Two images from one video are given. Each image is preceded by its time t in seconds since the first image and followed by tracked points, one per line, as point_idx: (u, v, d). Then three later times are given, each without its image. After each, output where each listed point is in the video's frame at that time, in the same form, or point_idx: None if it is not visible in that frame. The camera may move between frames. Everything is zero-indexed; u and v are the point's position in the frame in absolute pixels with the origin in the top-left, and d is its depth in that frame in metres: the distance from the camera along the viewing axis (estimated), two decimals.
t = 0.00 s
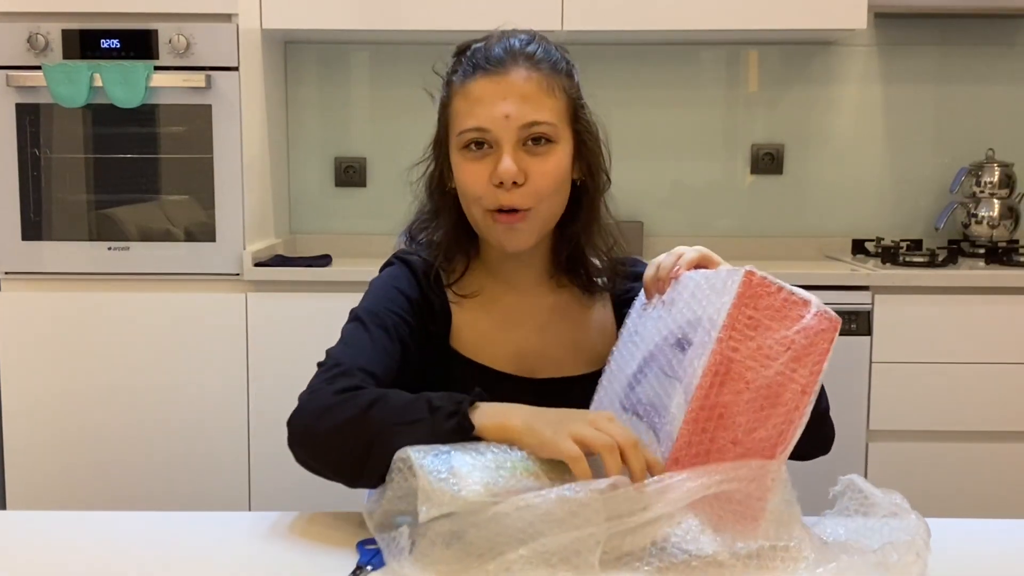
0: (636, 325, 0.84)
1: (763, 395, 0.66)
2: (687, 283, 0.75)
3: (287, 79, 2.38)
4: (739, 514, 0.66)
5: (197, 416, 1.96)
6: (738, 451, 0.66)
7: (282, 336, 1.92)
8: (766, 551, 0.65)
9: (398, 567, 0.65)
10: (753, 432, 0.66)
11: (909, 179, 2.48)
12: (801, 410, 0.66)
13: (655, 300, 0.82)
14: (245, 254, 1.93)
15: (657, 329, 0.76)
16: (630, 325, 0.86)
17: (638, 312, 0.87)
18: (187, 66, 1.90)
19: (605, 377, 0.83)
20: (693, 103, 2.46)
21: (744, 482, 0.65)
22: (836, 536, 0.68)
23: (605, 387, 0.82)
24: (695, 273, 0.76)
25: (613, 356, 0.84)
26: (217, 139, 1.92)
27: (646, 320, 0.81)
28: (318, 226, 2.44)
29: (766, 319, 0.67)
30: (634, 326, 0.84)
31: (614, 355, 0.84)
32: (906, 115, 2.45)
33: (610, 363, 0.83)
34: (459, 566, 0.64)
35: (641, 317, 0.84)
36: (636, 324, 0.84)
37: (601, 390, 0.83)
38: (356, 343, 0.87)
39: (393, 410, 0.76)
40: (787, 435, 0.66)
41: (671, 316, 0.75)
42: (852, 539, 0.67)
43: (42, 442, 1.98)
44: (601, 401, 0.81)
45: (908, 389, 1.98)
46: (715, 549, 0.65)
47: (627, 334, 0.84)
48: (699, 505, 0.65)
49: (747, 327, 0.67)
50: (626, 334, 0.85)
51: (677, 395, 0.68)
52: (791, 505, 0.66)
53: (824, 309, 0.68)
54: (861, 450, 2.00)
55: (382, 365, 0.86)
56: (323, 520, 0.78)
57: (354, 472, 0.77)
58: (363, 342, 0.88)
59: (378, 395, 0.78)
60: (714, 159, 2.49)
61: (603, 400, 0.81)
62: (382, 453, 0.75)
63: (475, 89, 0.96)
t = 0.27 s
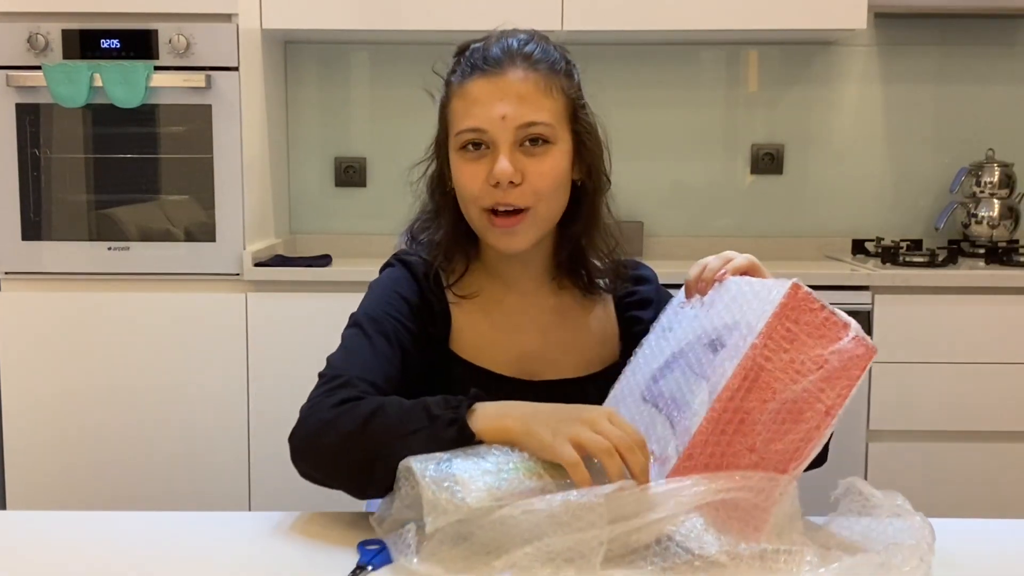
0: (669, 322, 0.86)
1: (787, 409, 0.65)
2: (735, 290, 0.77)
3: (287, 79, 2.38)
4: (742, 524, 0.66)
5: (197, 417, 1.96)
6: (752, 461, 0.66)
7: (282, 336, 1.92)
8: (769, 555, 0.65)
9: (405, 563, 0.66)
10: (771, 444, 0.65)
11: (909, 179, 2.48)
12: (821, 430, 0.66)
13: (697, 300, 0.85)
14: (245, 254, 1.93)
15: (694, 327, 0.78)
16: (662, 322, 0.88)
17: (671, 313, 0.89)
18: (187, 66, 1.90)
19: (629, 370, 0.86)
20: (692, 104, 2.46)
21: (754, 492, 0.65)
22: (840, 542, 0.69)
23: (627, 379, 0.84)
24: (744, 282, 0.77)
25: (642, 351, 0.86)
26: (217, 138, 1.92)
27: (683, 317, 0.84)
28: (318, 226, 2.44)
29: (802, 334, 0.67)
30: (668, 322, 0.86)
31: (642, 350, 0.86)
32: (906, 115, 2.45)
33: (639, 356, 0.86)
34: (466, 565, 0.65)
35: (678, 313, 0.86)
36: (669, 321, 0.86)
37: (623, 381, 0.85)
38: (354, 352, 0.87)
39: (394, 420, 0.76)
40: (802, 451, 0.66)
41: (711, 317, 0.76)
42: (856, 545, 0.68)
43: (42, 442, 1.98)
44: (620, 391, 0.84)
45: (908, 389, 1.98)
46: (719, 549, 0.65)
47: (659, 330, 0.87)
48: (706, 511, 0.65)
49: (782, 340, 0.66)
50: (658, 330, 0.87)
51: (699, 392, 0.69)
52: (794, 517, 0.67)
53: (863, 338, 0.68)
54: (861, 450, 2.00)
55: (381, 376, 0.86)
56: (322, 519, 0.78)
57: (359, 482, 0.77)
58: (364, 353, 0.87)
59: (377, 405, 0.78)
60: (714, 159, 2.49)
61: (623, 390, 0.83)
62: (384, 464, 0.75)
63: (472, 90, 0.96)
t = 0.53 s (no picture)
0: (681, 321, 0.86)
1: (796, 409, 0.66)
2: (752, 292, 0.76)
3: (287, 79, 2.38)
4: (748, 521, 0.66)
5: (197, 417, 1.96)
6: (758, 460, 0.66)
7: (282, 336, 1.92)
8: (775, 547, 0.64)
9: (415, 562, 0.66)
10: (778, 443, 0.66)
11: (909, 179, 2.48)
12: (827, 433, 0.66)
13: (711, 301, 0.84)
14: (245, 254, 1.93)
15: (707, 327, 0.78)
16: (673, 322, 0.87)
17: (683, 313, 0.88)
18: (187, 66, 1.90)
19: (637, 367, 0.85)
20: (693, 104, 2.46)
21: (759, 490, 0.65)
22: (846, 540, 0.69)
23: (635, 376, 0.84)
24: (761, 286, 0.77)
25: (651, 349, 0.86)
26: (217, 138, 1.92)
27: (696, 316, 0.83)
28: (318, 226, 2.44)
29: (814, 336, 0.67)
30: (681, 322, 0.86)
31: (652, 348, 0.86)
32: (906, 115, 2.45)
33: (648, 353, 0.85)
34: (476, 565, 0.65)
35: (691, 313, 0.86)
36: (681, 321, 0.86)
37: (631, 377, 0.85)
38: (358, 373, 0.87)
39: (392, 434, 0.77)
40: (809, 454, 0.66)
41: (725, 317, 0.76)
42: (863, 544, 0.68)
43: (42, 442, 1.98)
44: (627, 389, 0.83)
45: (909, 389, 1.98)
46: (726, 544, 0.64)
47: (671, 329, 0.86)
48: (714, 505, 0.65)
49: (794, 341, 0.66)
50: (670, 328, 0.87)
51: (711, 390, 0.69)
52: (795, 516, 0.68)
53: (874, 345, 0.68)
54: (861, 450, 2.00)
55: (388, 389, 0.86)
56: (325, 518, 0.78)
57: (369, 505, 0.76)
58: (367, 366, 0.88)
59: (375, 424, 0.79)
60: (715, 159, 2.49)
61: (631, 387, 0.83)
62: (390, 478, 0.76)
63: (464, 90, 0.97)
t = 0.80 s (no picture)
0: (695, 330, 0.85)
1: (796, 435, 0.65)
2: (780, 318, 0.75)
3: (287, 79, 2.38)
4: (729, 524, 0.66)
5: (196, 417, 1.96)
6: (745, 474, 0.66)
7: (282, 336, 1.92)
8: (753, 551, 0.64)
9: (413, 564, 0.67)
10: (768, 463, 0.66)
11: (909, 179, 2.48)
12: (819, 465, 0.66)
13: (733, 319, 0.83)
14: (245, 254, 1.93)
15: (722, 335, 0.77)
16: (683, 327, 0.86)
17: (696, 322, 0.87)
18: (187, 66, 1.90)
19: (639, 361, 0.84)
20: (693, 104, 2.46)
21: (740, 503, 0.65)
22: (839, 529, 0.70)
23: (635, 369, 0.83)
24: (790, 314, 0.76)
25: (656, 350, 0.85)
26: (218, 138, 1.92)
27: (712, 327, 0.82)
28: (318, 226, 2.44)
29: (834, 371, 0.66)
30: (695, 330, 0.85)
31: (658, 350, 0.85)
32: (906, 115, 2.45)
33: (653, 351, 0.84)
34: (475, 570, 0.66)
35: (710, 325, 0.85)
36: (694, 329, 0.85)
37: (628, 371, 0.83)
38: (355, 382, 0.87)
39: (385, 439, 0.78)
40: (792, 482, 0.66)
41: (745, 332, 0.75)
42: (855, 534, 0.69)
43: (42, 442, 1.98)
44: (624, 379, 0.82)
45: (909, 389, 1.98)
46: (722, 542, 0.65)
47: (684, 336, 0.85)
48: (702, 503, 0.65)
49: (814, 370, 0.66)
50: (680, 334, 0.86)
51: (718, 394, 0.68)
52: (773, 527, 0.68)
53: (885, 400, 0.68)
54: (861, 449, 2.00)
55: (387, 395, 0.86)
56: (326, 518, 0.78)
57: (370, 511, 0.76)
58: (368, 373, 0.88)
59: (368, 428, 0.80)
60: (714, 159, 2.49)
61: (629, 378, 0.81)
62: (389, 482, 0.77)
63: (484, 88, 0.96)
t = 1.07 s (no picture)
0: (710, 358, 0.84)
1: (779, 496, 0.66)
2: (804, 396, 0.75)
3: (287, 79, 2.38)
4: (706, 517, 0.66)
5: (196, 418, 1.96)
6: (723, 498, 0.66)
7: (282, 335, 1.92)
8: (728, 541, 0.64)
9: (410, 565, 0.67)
10: (745, 497, 0.66)
11: (909, 179, 2.48)
12: (787, 534, 0.67)
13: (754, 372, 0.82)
14: (245, 254, 1.93)
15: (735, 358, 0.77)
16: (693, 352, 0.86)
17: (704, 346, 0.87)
18: (187, 66, 1.90)
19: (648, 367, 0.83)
20: (692, 104, 2.46)
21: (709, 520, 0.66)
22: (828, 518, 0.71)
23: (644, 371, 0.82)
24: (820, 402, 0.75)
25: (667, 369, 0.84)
26: (218, 138, 1.92)
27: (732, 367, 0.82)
28: (318, 226, 2.44)
29: (845, 468, 0.66)
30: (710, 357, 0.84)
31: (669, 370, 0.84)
32: (906, 115, 2.45)
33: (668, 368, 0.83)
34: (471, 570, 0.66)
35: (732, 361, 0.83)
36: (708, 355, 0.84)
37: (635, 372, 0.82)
38: (352, 384, 0.87)
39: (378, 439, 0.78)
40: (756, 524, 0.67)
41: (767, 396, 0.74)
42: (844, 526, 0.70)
43: (42, 443, 1.98)
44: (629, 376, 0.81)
45: (908, 389, 1.98)
46: (703, 533, 0.64)
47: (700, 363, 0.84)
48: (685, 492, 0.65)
49: (826, 453, 0.66)
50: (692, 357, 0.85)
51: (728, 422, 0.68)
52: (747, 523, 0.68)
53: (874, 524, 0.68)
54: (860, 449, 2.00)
55: (380, 398, 0.85)
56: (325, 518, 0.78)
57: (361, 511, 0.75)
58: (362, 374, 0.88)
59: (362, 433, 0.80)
60: (714, 159, 2.49)
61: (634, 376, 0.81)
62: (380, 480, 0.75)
63: (493, 89, 0.96)
